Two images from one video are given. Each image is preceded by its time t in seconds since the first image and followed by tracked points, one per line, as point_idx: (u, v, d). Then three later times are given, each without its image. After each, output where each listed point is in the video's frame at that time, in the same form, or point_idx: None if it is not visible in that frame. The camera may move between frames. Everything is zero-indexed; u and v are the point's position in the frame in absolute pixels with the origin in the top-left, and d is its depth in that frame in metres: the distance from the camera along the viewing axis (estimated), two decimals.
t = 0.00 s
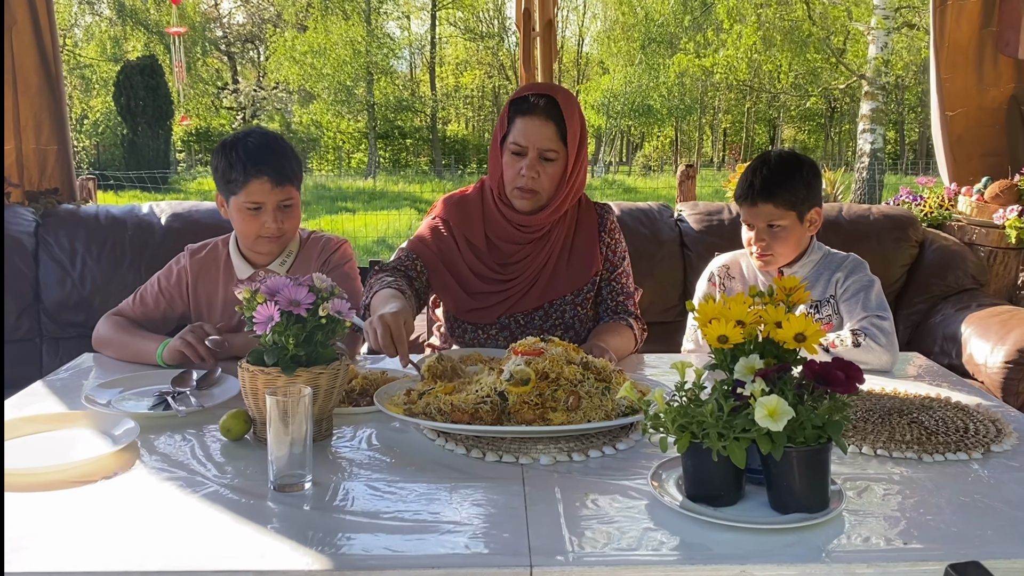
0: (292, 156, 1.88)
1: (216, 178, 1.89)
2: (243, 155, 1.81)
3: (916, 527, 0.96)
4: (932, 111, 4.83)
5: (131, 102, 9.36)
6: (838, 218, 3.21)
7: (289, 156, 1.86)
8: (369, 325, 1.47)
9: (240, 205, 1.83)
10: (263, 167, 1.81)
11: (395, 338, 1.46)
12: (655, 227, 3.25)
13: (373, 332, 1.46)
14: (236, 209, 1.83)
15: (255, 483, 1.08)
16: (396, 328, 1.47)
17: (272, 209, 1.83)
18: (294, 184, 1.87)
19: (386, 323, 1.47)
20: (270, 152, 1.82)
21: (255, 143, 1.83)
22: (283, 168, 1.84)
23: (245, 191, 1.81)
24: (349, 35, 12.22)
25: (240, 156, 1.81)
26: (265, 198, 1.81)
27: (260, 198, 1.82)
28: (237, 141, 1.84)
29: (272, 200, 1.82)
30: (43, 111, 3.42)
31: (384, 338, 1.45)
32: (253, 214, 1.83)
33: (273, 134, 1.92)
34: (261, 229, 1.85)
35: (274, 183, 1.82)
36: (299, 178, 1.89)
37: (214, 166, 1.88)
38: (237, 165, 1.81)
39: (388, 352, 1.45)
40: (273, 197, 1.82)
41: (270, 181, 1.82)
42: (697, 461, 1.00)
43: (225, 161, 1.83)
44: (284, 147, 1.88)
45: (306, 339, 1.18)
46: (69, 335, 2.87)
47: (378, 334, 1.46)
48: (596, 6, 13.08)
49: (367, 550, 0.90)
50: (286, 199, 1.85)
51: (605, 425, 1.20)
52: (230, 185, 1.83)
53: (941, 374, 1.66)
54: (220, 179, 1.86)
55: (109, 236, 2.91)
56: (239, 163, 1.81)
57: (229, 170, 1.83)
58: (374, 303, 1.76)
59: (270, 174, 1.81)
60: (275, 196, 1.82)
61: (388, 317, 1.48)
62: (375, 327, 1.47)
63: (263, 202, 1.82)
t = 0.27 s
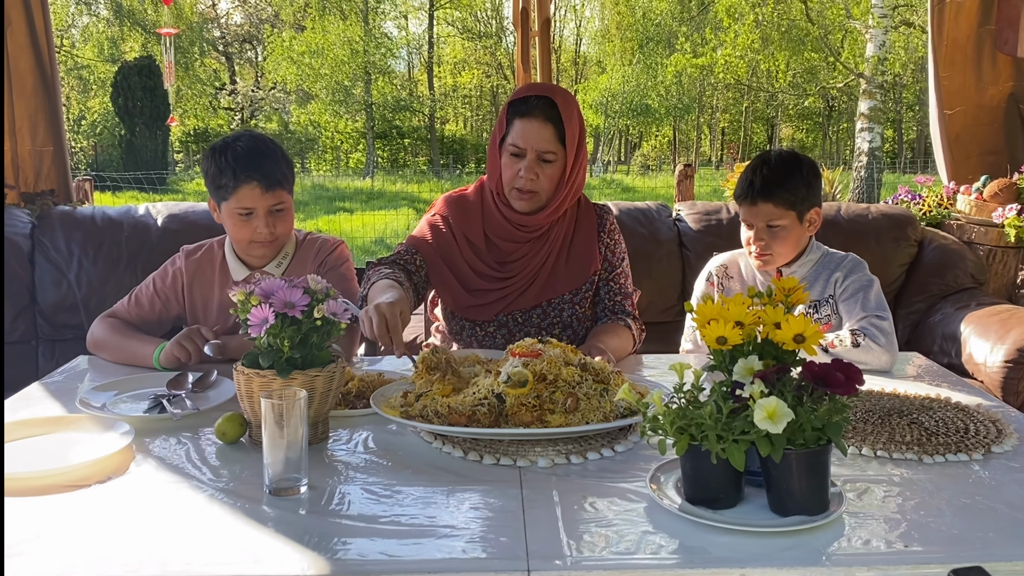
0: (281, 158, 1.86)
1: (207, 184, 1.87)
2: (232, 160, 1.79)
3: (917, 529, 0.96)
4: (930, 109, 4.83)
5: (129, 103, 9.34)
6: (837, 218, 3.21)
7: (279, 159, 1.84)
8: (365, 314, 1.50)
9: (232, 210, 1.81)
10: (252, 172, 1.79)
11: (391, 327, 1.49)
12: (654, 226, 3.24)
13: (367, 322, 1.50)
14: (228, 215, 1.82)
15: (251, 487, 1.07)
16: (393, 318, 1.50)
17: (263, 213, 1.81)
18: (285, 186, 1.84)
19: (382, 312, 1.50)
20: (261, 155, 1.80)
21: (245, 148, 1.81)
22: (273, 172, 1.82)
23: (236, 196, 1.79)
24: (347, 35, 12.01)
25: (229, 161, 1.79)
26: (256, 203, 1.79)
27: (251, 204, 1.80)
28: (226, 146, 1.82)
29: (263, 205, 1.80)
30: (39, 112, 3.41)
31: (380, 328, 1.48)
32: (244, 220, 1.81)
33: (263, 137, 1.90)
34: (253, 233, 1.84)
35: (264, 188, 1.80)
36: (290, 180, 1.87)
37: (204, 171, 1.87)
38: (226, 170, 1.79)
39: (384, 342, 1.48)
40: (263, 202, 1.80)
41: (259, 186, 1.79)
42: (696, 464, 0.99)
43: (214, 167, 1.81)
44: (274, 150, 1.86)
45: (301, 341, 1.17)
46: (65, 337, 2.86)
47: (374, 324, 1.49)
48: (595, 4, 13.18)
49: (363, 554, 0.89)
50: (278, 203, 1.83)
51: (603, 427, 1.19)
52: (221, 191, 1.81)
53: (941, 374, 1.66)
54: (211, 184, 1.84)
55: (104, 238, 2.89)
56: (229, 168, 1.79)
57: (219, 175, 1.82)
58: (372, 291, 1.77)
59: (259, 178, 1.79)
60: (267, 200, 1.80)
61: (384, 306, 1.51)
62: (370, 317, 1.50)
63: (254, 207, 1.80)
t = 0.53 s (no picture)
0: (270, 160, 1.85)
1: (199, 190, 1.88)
2: (220, 165, 1.79)
3: (921, 530, 0.95)
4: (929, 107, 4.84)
5: (126, 103, 9.30)
6: (836, 216, 3.21)
7: (266, 161, 1.83)
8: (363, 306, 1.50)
9: (223, 215, 1.81)
10: (239, 175, 1.78)
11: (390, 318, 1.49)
12: (653, 226, 3.24)
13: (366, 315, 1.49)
14: (219, 219, 1.81)
15: (251, 491, 1.06)
16: (391, 311, 1.50)
17: (254, 216, 1.80)
18: (274, 188, 1.83)
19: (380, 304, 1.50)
20: (248, 158, 1.80)
21: (233, 152, 1.80)
22: (261, 175, 1.81)
23: (226, 201, 1.79)
24: (344, 34, 12.25)
25: (216, 166, 1.79)
26: (245, 206, 1.78)
27: (241, 207, 1.79)
28: (213, 151, 1.83)
29: (254, 208, 1.79)
30: (35, 113, 3.40)
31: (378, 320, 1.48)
32: (235, 223, 1.81)
33: (252, 140, 1.89)
34: (246, 237, 1.83)
35: (252, 191, 1.79)
36: (280, 180, 1.85)
37: (194, 177, 1.87)
38: (214, 176, 1.79)
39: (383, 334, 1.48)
40: (253, 205, 1.79)
41: (248, 189, 1.78)
42: (699, 466, 0.99)
43: (203, 173, 1.81)
44: (262, 152, 1.84)
45: (301, 344, 1.16)
46: (63, 339, 2.85)
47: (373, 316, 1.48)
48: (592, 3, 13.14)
49: (364, 558, 0.88)
50: (268, 205, 1.81)
51: (605, 429, 1.19)
52: (211, 196, 1.81)
53: (943, 373, 1.65)
54: (202, 190, 1.84)
55: (102, 240, 2.88)
56: (218, 173, 1.78)
57: (208, 181, 1.82)
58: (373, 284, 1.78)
59: (247, 182, 1.78)
60: (256, 203, 1.79)
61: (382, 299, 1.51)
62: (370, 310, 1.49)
63: (245, 211, 1.79)
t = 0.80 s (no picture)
0: (260, 158, 1.83)
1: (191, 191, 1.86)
2: (210, 166, 1.77)
3: (929, 528, 0.94)
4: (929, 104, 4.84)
5: (122, 103, 9.26)
6: (837, 213, 3.21)
7: (256, 159, 1.81)
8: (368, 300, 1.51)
9: (216, 216, 1.80)
10: (229, 175, 1.76)
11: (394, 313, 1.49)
12: (653, 224, 3.23)
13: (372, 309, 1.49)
14: (213, 220, 1.80)
15: (252, 490, 1.05)
16: (397, 306, 1.51)
17: (247, 215, 1.79)
18: (266, 186, 1.82)
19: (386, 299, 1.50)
20: (238, 157, 1.78)
21: (222, 152, 1.78)
22: (252, 173, 1.79)
23: (218, 201, 1.77)
24: (341, 33, 12.26)
25: (206, 167, 1.77)
26: (238, 206, 1.77)
27: (233, 207, 1.78)
28: (202, 151, 1.81)
29: (246, 207, 1.78)
30: (32, 112, 3.38)
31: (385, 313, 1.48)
32: (229, 223, 1.79)
33: (241, 138, 1.86)
34: (241, 236, 1.82)
35: (243, 190, 1.77)
36: (271, 177, 1.84)
37: (185, 178, 1.85)
38: (205, 177, 1.77)
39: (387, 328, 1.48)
40: (246, 204, 1.78)
41: (239, 188, 1.77)
42: (704, 463, 0.98)
43: (194, 175, 1.80)
44: (251, 150, 1.82)
45: (302, 341, 1.16)
46: (61, 338, 2.84)
47: (377, 309, 1.49)
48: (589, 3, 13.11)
49: (369, 557, 0.87)
50: (261, 203, 1.80)
51: (609, 426, 1.18)
52: (203, 197, 1.80)
53: (946, 370, 1.65)
54: (193, 191, 1.82)
55: (100, 239, 2.87)
56: (208, 173, 1.77)
57: (199, 182, 1.80)
58: (378, 278, 1.77)
59: (238, 181, 1.76)
60: (248, 202, 1.78)
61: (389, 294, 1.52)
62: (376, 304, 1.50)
63: (237, 210, 1.78)
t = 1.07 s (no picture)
0: (256, 157, 1.81)
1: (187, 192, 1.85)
2: (205, 168, 1.76)
3: (933, 527, 0.94)
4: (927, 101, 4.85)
5: (119, 102, 9.22)
6: (836, 211, 3.21)
7: (252, 159, 1.80)
8: (366, 284, 1.58)
9: (213, 217, 1.79)
10: (225, 176, 1.75)
11: (393, 292, 1.56)
12: (653, 222, 3.23)
13: (372, 291, 1.57)
14: (210, 222, 1.79)
15: (254, 491, 1.05)
16: (396, 287, 1.57)
17: (245, 216, 1.78)
18: (262, 186, 1.81)
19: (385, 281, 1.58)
20: (233, 158, 1.76)
21: (218, 153, 1.77)
22: (248, 174, 1.78)
23: (215, 203, 1.76)
24: (338, 32, 12.19)
25: (202, 168, 1.76)
26: (235, 207, 1.76)
27: (230, 208, 1.77)
28: (198, 152, 1.79)
29: (243, 208, 1.77)
30: (28, 112, 3.38)
31: (383, 295, 1.55)
32: (226, 225, 1.79)
33: (236, 138, 1.85)
34: (238, 238, 1.81)
35: (240, 191, 1.76)
36: (267, 177, 1.83)
37: (181, 179, 1.84)
38: (201, 178, 1.76)
39: (388, 309, 1.54)
40: (242, 205, 1.77)
41: (235, 190, 1.76)
42: (708, 463, 0.98)
43: (190, 176, 1.79)
44: (246, 149, 1.81)
45: (303, 342, 1.15)
46: (59, 339, 2.83)
47: (376, 292, 1.57)
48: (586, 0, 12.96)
49: (372, 560, 0.87)
50: (257, 204, 1.79)
51: (611, 426, 1.18)
52: (199, 199, 1.79)
53: (948, 368, 1.64)
54: (189, 193, 1.82)
55: (98, 239, 2.85)
56: (204, 175, 1.76)
57: (195, 183, 1.79)
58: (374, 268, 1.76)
59: (234, 182, 1.76)
60: (245, 203, 1.77)
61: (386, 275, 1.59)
62: (374, 286, 1.57)
63: (234, 212, 1.77)
